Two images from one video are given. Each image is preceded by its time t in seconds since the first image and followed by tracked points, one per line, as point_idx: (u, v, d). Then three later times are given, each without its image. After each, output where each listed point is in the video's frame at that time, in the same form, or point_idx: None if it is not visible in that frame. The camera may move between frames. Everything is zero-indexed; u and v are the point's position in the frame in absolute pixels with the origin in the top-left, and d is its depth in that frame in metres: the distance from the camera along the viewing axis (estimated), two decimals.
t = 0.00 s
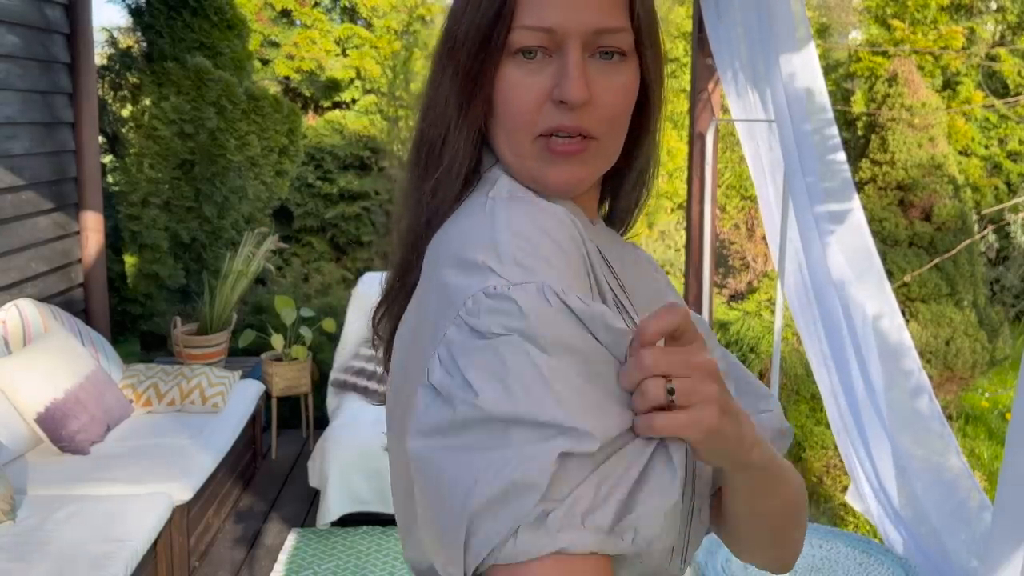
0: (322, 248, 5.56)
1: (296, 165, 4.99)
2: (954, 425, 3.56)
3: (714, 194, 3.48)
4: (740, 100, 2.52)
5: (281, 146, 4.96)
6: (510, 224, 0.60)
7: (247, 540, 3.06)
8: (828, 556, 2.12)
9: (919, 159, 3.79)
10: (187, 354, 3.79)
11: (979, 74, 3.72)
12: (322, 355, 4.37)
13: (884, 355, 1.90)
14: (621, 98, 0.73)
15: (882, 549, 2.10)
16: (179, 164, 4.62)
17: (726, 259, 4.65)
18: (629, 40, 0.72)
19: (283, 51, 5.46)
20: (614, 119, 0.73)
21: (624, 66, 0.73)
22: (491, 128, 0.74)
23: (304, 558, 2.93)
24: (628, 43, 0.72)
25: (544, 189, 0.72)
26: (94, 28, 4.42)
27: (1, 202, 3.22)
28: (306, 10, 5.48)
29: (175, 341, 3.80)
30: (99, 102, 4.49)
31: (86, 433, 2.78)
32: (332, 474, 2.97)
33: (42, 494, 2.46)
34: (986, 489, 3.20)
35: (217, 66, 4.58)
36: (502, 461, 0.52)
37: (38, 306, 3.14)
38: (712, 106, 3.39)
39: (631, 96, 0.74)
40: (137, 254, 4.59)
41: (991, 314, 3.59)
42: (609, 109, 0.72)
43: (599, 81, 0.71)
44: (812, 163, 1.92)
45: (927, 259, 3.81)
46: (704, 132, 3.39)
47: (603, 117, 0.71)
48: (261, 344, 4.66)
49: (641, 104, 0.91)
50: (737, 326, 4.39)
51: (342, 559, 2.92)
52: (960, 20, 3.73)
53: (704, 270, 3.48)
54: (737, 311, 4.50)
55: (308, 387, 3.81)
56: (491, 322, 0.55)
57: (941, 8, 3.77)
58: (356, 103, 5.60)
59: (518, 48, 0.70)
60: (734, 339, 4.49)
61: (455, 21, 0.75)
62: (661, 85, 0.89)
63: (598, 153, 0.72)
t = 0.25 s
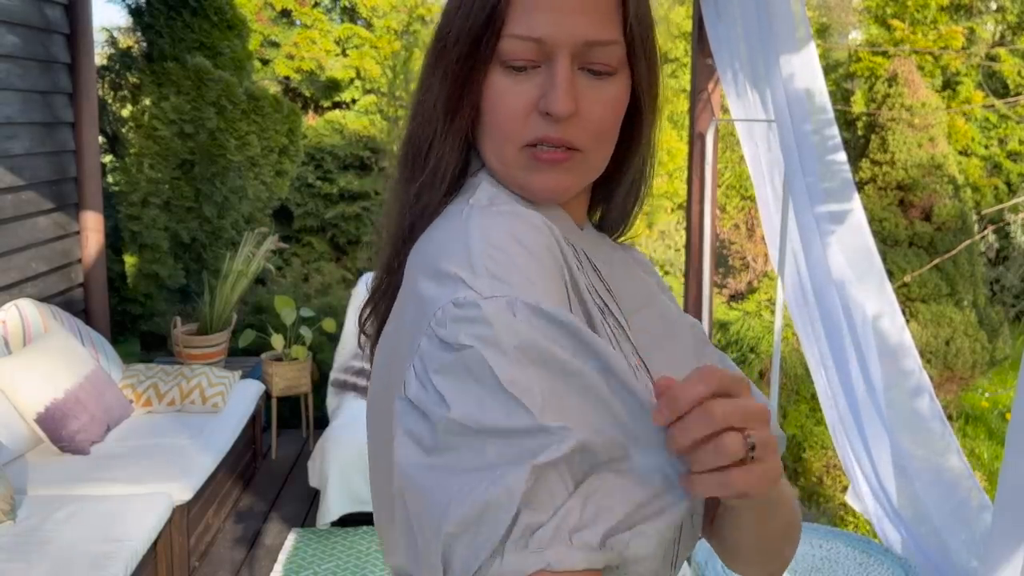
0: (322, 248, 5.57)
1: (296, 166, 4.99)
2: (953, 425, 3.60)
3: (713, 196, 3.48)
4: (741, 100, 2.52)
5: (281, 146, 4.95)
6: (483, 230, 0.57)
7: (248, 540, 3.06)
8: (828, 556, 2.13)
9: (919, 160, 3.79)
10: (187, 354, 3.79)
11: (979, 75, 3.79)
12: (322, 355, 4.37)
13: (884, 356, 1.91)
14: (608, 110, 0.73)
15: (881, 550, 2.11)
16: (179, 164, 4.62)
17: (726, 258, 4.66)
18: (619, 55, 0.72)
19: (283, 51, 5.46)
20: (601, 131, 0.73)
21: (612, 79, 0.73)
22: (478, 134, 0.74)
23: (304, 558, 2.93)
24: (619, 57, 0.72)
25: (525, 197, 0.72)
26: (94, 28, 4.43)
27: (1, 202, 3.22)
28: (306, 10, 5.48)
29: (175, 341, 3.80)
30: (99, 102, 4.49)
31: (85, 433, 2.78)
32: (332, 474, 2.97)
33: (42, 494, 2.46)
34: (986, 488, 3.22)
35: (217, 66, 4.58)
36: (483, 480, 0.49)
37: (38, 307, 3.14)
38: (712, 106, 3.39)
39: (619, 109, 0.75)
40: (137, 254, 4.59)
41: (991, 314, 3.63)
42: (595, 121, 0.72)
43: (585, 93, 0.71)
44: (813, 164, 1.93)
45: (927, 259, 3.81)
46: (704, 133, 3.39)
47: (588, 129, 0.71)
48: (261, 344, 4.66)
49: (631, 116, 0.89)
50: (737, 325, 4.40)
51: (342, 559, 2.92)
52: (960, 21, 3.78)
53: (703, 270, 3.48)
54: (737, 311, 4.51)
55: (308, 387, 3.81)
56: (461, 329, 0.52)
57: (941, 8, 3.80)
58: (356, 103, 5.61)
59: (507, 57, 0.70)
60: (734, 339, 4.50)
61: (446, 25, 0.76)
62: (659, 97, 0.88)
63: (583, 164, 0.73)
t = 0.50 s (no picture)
0: (321, 248, 5.57)
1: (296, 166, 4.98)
2: (954, 425, 3.62)
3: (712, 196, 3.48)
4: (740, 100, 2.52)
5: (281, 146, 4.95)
6: (476, 243, 0.63)
7: (248, 540, 3.06)
8: (827, 557, 2.04)
9: (920, 159, 3.80)
10: (187, 354, 3.78)
11: (978, 75, 3.86)
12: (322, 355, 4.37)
13: (884, 356, 1.91)
14: (607, 111, 0.73)
15: (882, 549, 2.03)
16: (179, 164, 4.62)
17: (726, 259, 4.67)
18: (617, 57, 0.72)
19: (283, 51, 5.46)
20: (599, 133, 0.72)
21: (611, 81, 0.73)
22: (475, 136, 0.74)
23: (304, 557, 2.92)
24: (617, 59, 0.72)
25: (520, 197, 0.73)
26: (93, 28, 4.43)
27: (1, 202, 3.22)
28: (306, 10, 5.48)
29: (175, 341, 3.80)
30: (99, 102, 4.49)
31: (86, 433, 2.78)
32: (332, 475, 2.97)
33: (42, 494, 2.46)
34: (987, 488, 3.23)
35: (217, 66, 4.58)
36: (493, 509, 0.57)
37: (38, 307, 3.14)
38: (712, 105, 3.38)
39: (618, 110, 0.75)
40: (137, 254, 4.58)
41: (991, 315, 3.66)
42: (594, 122, 0.72)
43: (584, 93, 0.71)
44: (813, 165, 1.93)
45: (927, 259, 3.80)
46: (704, 133, 3.39)
47: (586, 130, 0.71)
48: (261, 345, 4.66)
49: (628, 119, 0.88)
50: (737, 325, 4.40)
51: (342, 559, 2.92)
52: (960, 21, 3.84)
53: (704, 270, 3.48)
54: (737, 312, 4.51)
55: (308, 387, 3.81)
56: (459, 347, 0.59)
57: (940, 8, 3.85)
58: (355, 103, 5.62)
59: (506, 58, 0.70)
60: (734, 339, 4.51)
61: (444, 26, 0.76)
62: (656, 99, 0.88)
63: (582, 165, 0.72)
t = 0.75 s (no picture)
0: (322, 249, 5.58)
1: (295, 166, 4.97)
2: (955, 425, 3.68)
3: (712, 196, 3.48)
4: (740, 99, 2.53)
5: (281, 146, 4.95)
6: (446, 273, 0.64)
7: (248, 540, 3.06)
8: (827, 556, 2.05)
9: (919, 159, 3.84)
10: (187, 354, 3.78)
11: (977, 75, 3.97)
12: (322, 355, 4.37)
13: (884, 357, 1.90)
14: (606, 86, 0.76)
15: (882, 549, 2.00)
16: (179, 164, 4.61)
17: (726, 258, 4.68)
18: (605, 31, 0.75)
19: (283, 51, 5.47)
20: (600, 108, 0.75)
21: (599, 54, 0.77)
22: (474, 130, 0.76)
23: (304, 558, 2.92)
24: (606, 34, 0.75)
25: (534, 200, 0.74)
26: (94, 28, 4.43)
27: (1, 202, 3.22)
28: (306, 10, 5.48)
29: (175, 341, 3.79)
30: (99, 102, 4.50)
31: (86, 433, 2.78)
32: (332, 475, 2.97)
33: (42, 494, 2.46)
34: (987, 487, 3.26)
35: (217, 66, 4.58)
36: (447, 542, 0.59)
37: (38, 307, 3.14)
38: (712, 106, 3.38)
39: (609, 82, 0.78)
40: (137, 255, 4.58)
41: (991, 315, 3.74)
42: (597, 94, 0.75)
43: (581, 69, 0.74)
44: (814, 166, 1.94)
45: (927, 259, 3.84)
46: (704, 133, 3.39)
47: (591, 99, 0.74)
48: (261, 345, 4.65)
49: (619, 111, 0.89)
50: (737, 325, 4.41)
51: (342, 559, 2.91)
52: (960, 21, 3.96)
53: (703, 269, 3.50)
54: (737, 312, 4.53)
55: (308, 387, 3.81)
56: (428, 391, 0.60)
57: (940, 8, 3.95)
58: (356, 103, 5.63)
59: (495, 47, 0.72)
60: (733, 338, 4.54)
61: (425, 32, 0.78)
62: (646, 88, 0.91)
63: (586, 141, 0.74)
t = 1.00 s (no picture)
0: (321, 248, 5.76)
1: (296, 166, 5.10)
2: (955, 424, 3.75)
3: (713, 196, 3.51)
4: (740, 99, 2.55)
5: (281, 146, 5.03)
6: (401, 274, 0.69)
7: (248, 540, 3.06)
8: (827, 556, 2.03)
9: (919, 159, 3.87)
10: (187, 354, 3.78)
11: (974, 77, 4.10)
12: (322, 355, 4.38)
13: (885, 357, 1.89)
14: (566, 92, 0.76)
15: (882, 549, 2.00)
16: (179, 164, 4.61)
17: (725, 258, 4.69)
18: (551, 38, 0.75)
19: (284, 51, 5.70)
20: (557, 110, 0.74)
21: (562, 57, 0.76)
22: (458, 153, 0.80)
23: (304, 557, 2.92)
24: (550, 40, 0.74)
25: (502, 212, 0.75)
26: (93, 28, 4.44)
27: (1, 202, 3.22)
28: (306, 10, 5.71)
29: (175, 341, 3.80)
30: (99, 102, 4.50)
31: (86, 433, 2.78)
32: (332, 475, 2.97)
33: (42, 494, 2.46)
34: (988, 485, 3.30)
35: (217, 66, 4.58)
36: (383, 503, 0.61)
37: (38, 307, 3.14)
38: (712, 106, 3.39)
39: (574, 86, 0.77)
40: (137, 254, 4.56)
41: (990, 314, 3.82)
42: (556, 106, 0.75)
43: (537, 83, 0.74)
44: (815, 167, 1.95)
45: (926, 259, 3.82)
46: (704, 133, 3.39)
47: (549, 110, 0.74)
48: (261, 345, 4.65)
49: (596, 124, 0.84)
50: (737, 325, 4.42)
51: (342, 559, 2.91)
52: (958, 21, 4.15)
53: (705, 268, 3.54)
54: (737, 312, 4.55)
55: (308, 387, 3.81)
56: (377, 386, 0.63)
57: (940, 8, 4.16)
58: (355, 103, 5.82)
59: (453, 74, 0.76)
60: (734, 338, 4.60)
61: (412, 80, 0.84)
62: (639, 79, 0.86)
63: (548, 144, 0.74)
